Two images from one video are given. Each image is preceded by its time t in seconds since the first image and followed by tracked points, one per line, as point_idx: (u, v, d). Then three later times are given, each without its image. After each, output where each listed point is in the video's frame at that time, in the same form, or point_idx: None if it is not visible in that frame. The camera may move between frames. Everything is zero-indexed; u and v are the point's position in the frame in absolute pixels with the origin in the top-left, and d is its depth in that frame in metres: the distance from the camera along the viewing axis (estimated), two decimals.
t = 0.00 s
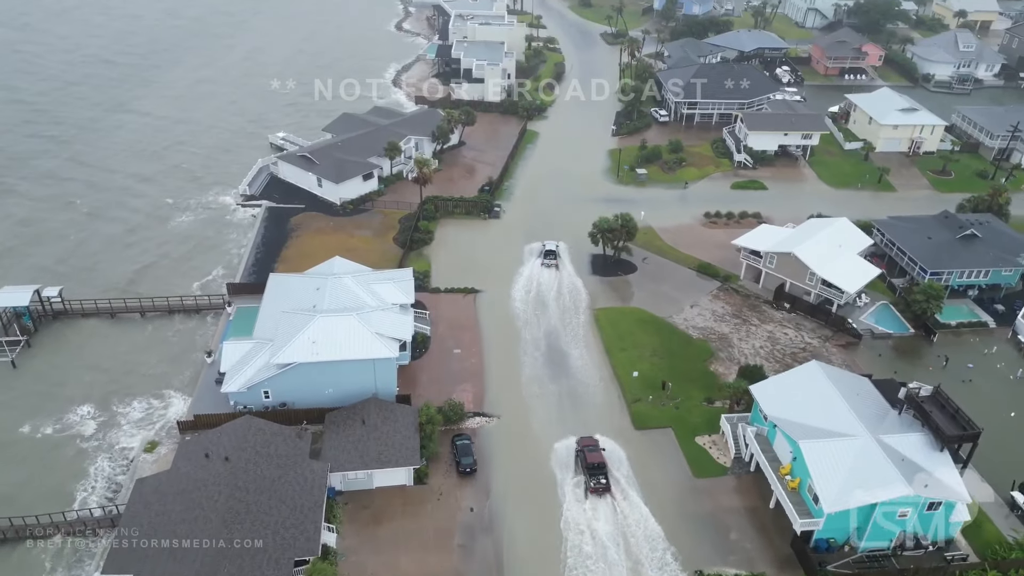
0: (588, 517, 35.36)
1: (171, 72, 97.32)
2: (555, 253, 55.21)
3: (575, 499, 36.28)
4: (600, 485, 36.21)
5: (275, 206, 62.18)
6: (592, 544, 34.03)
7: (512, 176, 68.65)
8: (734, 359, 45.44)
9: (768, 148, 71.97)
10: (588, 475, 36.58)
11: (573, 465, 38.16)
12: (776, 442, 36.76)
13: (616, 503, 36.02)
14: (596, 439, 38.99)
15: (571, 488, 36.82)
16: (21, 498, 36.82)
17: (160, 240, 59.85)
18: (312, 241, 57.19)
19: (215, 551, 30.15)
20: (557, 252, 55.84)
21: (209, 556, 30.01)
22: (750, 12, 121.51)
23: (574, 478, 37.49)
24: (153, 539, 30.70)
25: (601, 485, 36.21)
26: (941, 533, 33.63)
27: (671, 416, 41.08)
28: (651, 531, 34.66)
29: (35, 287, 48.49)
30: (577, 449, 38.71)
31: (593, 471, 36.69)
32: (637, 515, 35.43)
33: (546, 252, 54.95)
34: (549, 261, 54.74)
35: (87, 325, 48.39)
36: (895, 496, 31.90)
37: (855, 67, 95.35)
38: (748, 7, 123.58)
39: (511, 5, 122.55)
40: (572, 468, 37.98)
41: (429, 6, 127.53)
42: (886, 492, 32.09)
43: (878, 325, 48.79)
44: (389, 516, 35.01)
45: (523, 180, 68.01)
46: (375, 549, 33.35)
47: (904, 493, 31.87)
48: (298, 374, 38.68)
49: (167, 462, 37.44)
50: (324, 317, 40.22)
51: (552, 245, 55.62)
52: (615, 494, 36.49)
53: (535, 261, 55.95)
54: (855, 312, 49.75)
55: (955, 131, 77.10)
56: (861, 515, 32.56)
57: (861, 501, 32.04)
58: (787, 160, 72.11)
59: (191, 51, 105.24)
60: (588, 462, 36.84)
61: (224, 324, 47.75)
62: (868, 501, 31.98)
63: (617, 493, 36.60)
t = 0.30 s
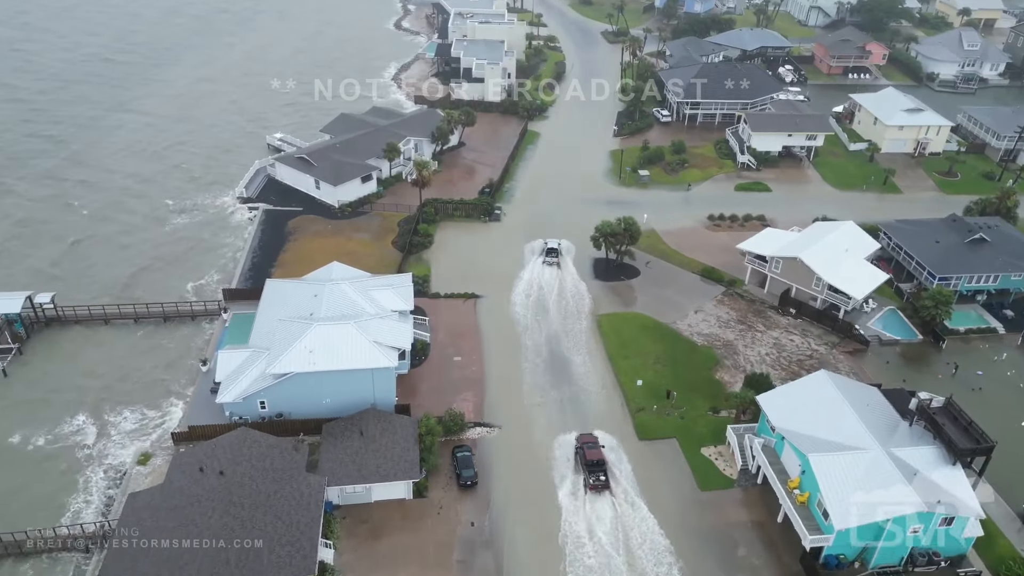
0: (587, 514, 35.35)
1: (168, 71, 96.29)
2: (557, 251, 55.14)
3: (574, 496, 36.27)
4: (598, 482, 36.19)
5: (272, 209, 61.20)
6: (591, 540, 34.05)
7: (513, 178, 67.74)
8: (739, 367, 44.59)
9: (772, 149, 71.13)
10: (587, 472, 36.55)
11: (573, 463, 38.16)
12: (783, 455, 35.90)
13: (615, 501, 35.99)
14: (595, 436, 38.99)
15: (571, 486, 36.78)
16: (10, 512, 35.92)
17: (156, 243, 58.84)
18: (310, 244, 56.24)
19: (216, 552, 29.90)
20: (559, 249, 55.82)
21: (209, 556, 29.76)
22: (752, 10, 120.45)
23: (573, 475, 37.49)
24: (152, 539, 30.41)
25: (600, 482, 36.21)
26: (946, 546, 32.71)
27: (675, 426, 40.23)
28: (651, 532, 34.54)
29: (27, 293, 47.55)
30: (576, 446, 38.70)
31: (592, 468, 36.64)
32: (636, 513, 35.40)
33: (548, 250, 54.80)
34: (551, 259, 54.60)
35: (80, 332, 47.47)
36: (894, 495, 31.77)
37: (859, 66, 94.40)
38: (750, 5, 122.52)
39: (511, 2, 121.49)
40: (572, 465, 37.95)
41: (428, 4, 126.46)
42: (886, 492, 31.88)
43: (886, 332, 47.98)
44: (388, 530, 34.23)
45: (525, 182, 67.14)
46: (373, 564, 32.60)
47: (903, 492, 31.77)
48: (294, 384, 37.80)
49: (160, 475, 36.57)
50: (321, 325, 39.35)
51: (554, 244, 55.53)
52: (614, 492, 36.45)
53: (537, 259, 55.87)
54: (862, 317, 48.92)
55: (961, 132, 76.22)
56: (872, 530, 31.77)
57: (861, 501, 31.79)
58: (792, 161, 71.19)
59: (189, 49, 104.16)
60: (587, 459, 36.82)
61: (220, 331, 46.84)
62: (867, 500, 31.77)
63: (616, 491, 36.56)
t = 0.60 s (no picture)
0: (588, 515, 35.31)
1: (166, 72, 95.27)
2: (560, 251, 55.10)
3: (574, 496, 36.24)
4: (598, 482, 36.16)
5: (269, 215, 60.27)
6: (590, 540, 34.12)
7: (514, 182, 66.85)
8: (745, 378, 43.70)
9: (776, 153, 70.34)
10: (587, 472, 36.48)
11: (573, 463, 38.12)
12: (792, 471, 35.01)
13: (614, 501, 36.00)
14: (595, 435, 38.98)
15: (571, 486, 36.78)
16: None
17: (152, 247, 57.98)
18: (308, 251, 55.33)
19: (215, 550, 29.80)
20: (561, 250, 55.72)
21: (209, 555, 29.65)
22: (754, 11, 119.55)
23: (573, 475, 37.47)
24: (152, 539, 30.38)
25: (599, 482, 36.17)
26: (960, 566, 31.88)
27: (681, 440, 39.35)
28: (651, 533, 34.54)
29: (19, 302, 46.63)
30: (576, 446, 38.70)
31: (592, 468, 36.60)
32: (636, 513, 35.48)
33: (550, 250, 54.71)
34: (553, 260, 54.58)
35: (73, 342, 46.56)
36: (894, 495, 31.48)
37: (862, 68, 93.47)
38: (752, 6, 121.51)
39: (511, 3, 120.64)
40: (571, 466, 37.94)
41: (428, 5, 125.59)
42: (886, 492, 31.62)
43: (894, 341, 47.10)
44: (386, 549, 33.33)
45: (526, 186, 66.28)
46: None
47: (902, 491, 31.49)
48: (291, 397, 36.94)
49: (153, 491, 35.71)
50: (318, 336, 38.48)
51: (557, 243, 55.42)
52: (614, 491, 36.46)
53: (540, 259, 55.79)
54: (870, 326, 48.05)
55: (966, 136, 75.39)
56: (884, 551, 30.90)
57: (861, 501, 31.50)
58: (796, 165, 70.29)
59: (186, 50, 103.14)
60: (587, 459, 36.73)
61: (216, 341, 45.94)
62: (867, 500, 31.43)
63: (615, 490, 36.54)
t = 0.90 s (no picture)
0: (588, 517, 35.22)
1: (163, 75, 94.19)
2: (563, 253, 54.87)
3: (574, 498, 36.20)
4: (598, 484, 36.12)
5: (266, 223, 59.20)
6: (591, 541, 34.06)
7: (515, 189, 65.87)
8: (753, 393, 42.67)
9: (782, 159, 69.25)
10: (587, 474, 36.43)
11: (572, 464, 38.03)
12: (804, 492, 33.97)
13: (614, 503, 35.92)
14: (596, 437, 38.95)
15: (571, 488, 36.71)
16: None
17: (148, 254, 57.08)
18: (305, 260, 54.29)
19: (215, 551, 29.79)
20: (564, 253, 55.49)
21: (210, 556, 29.64)
22: (757, 14, 118.69)
23: (573, 477, 37.40)
24: (152, 539, 30.27)
25: (599, 484, 36.12)
26: None
27: (688, 458, 38.32)
28: (653, 539, 34.28)
29: (10, 314, 45.55)
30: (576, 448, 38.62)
31: (592, 470, 36.54)
32: (635, 513, 35.48)
33: (554, 252, 54.55)
34: (556, 262, 54.40)
35: (64, 355, 45.48)
36: (894, 496, 31.27)
37: (867, 72, 92.47)
38: (755, 9, 120.64)
39: (512, 6, 119.80)
40: (571, 467, 37.91)
41: (428, 7, 124.70)
42: (886, 493, 31.37)
43: (904, 354, 46.11)
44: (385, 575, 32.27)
45: (528, 193, 65.36)
46: None
47: (902, 492, 31.31)
48: (287, 415, 35.89)
49: (145, 512, 34.66)
50: (316, 351, 37.47)
51: (561, 246, 55.16)
52: (613, 493, 36.37)
53: (542, 264, 55.54)
54: (880, 339, 47.05)
55: (974, 142, 74.44)
56: None
57: (861, 501, 31.22)
58: (801, 172, 69.37)
59: (184, 53, 102.06)
60: (587, 460, 36.67)
61: (211, 354, 44.89)
62: (867, 500, 31.20)
63: (615, 492, 36.50)
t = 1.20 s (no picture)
0: (588, 518, 35.17)
1: (160, 78, 93.22)
2: (566, 255, 54.74)
3: (574, 498, 36.13)
4: (598, 485, 36.02)
5: (263, 229, 58.27)
6: (591, 542, 33.98)
7: (516, 195, 64.97)
8: (760, 406, 41.79)
9: (785, 164, 68.40)
10: (588, 475, 36.36)
11: (572, 465, 37.98)
12: (814, 511, 33.05)
13: (613, 504, 35.82)
14: (596, 438, 38.86)
15: (571, 488, 36.67)
16: None
17: (144, 261, 56.32)
18: (303, 269, 53.36)
19: (216, 552, 29.83)
20: (567, 254, 55.34)
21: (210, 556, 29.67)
22: (759, 16, 117.91)
23: (572, 477, 37.35)
24: (144, 557, 29.52)
25: (599, 485, 36.03)
26: None
27: (694, 474, 37.44)
28: (654, 543, 34.05)
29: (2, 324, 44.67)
30: (577, 449, 38.54)
31: (592, 471, 36.47)
32: (634, 513, 35.44)
33: (556, 255, 54.43)
34: (558, 264, 54.29)
35: (57, 366, 44.58)
36: (894, 496, 31.11)
37: (871, 76, 91.63)
38: (757, 11, 119.82)
39: (512, 9, 119.01)
40: (571, 467, 37.89)
41: (428, 9, 123.84)
42: (885, 493, 31.27)
43: (913, 365, 45.25)
44: None
45: (529, 199, 64.51)
46: None
47: (902, 492, 31.13)
48: (283, 431, 34.99)
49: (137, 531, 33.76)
50: (312, 365, 36.56)
51: (563, 247, 55.04)
52: (613, 495, 36.27)
53: (545, 263, 55.45)
54: (888, 350, 46.21)
55: (980, 147, 73.55)
56: None
57: (860, 502, 31.18)
58: (806, 177, 68.45)
59: (182, 55, 101.14)
60: (587, 461, 36.61)
61: (206, 366, 43.95)
62: (867, 500, 31.17)
63: (615, 493, 36.41)
